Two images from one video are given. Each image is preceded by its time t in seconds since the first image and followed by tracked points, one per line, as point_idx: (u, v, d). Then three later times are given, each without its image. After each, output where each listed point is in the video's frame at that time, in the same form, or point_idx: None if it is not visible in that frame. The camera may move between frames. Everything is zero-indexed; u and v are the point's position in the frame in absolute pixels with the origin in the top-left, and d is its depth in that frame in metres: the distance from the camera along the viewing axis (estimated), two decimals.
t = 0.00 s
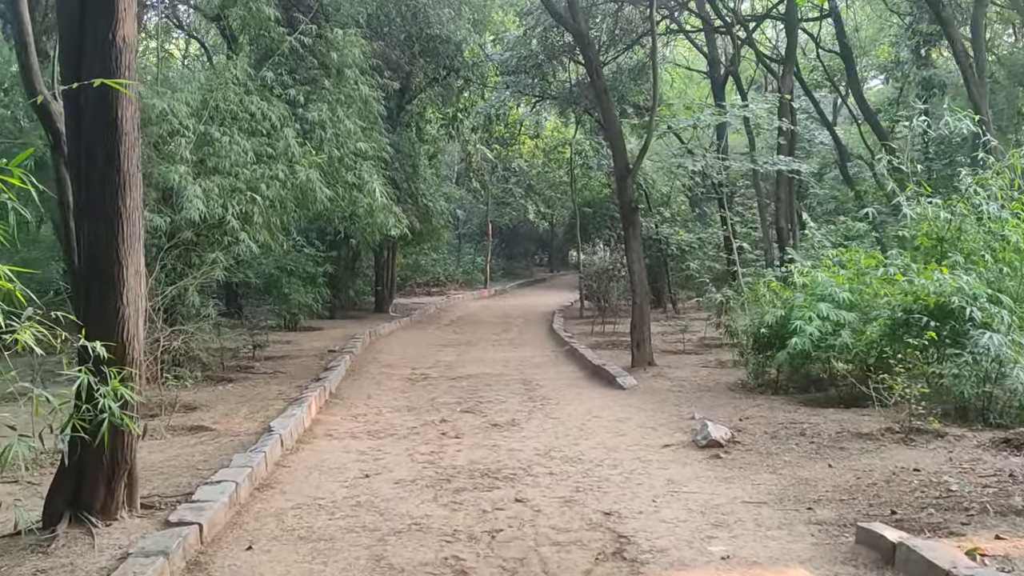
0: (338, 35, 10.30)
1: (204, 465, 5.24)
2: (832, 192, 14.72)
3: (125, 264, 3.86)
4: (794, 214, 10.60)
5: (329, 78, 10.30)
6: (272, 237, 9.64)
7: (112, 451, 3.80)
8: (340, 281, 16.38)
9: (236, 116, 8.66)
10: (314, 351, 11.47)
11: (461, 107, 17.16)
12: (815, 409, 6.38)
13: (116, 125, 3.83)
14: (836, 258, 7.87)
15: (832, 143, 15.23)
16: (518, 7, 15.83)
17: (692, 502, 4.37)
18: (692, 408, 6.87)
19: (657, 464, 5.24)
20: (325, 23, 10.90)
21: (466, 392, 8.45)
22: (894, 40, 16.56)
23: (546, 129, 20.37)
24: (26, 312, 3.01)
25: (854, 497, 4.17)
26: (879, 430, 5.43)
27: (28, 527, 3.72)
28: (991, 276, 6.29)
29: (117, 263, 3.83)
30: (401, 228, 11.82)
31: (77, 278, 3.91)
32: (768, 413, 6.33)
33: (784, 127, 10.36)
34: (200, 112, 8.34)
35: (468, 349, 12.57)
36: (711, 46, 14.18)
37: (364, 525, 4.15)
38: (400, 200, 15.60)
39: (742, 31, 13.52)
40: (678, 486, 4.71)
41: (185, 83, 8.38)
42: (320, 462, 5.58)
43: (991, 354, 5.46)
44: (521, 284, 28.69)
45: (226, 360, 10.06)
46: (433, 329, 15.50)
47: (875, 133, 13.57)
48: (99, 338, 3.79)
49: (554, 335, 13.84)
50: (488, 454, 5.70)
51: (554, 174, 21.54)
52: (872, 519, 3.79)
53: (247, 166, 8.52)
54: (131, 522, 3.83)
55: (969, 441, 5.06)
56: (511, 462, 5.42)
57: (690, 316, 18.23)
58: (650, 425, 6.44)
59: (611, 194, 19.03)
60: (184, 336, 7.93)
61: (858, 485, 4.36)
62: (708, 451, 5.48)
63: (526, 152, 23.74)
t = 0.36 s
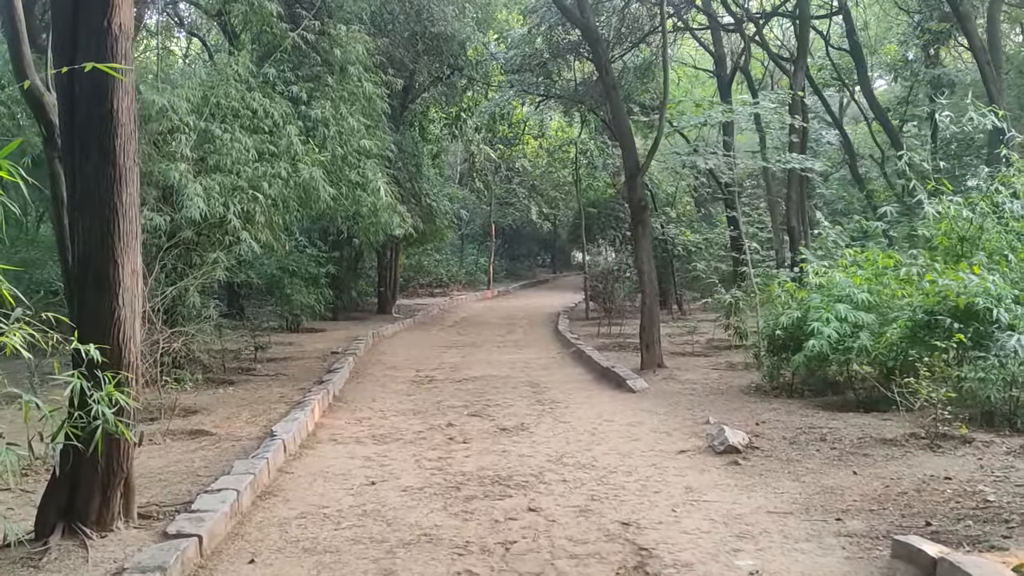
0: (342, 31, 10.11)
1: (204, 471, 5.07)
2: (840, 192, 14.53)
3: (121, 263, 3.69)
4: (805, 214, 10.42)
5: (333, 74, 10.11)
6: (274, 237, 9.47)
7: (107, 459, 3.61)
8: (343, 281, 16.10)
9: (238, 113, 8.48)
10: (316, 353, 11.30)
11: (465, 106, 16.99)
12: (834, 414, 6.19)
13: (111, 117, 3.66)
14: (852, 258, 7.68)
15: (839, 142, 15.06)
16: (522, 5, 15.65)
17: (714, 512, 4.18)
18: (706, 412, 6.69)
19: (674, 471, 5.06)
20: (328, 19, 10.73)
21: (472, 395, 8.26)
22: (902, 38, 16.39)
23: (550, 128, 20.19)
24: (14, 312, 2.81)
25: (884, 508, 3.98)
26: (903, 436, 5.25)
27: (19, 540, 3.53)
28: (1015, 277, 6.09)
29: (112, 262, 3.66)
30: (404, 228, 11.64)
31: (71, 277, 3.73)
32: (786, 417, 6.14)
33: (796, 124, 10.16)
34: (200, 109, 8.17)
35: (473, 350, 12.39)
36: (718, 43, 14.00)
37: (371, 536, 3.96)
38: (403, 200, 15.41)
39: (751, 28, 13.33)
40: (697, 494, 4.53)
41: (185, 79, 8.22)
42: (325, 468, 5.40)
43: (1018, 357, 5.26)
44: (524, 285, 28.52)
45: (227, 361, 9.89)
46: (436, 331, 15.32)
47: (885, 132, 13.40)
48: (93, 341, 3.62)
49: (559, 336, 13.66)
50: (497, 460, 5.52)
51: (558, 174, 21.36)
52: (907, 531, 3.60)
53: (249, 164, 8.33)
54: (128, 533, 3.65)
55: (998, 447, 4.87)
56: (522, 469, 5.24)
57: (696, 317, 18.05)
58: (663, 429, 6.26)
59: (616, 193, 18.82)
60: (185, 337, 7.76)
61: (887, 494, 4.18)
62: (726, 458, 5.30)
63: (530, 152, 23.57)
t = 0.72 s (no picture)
0: (345, 28, 9.94)
1: (204, 480, 4.89)
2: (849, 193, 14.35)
3: (115, 263, 3.51)
4: (816, 214, 10.23)
5: (336, 71, 9.92)
6: (276, 238, 9.29)
7: (101, 469, 3.43)
8: (344, 283, 15.88)
9: (238, 111, 8.30)
10: (318, 355, 11.11)
11: (468, 106, 16.81)
12: (854, 419, 6.00)
13: (106, 109, 3.47)
14: (870, 259, 7.47)
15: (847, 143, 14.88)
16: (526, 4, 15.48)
17: (736, 524, 3.99)
18: (719, 416, 6.50)
19: (691, 480, 4.87)
20: (330, 16, 10.56)
21: (478, 399, 8.08)
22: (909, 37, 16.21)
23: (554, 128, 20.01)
24: None
25: (916, 521, 3.80)
26: (929, 443, 5.07)
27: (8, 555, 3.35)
28: None
29: (107, 263, 3.48)
30: (407, 228, 11.46)
31: (63, 279, 3.55)
32: (804, 423, 5.95)
33: (808, 122, 9.95)
34: (200, 107, 8.00)
35: (477, 353, 12.20)
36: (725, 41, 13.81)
37: (379, 549, 3.78)
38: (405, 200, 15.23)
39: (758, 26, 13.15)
40: (718, 505, 4.34)
41: (185, 76, 8.06)
42: (328, 476, 5.22)
43: None
44: (526, 286, 28.33)
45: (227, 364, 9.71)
46: (440, 332, 15.13)
47: (894, 132, 13.23)
48: (87, 346, 3.44)
49: (564, 338, 13.47)
50: (507, 467, 5.34)
51: (562, 174, 21.18)
52: (944, 547, 3.41)
53: (250, 163, 8.14)
54: (122, 548, 3.47)
55: None
56: (533, 477, 5.05)
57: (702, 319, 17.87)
58: (677, 435, 6.07)
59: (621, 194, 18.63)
60: (185, 340, 7.58)
61: (919, 505, 3.99)
62: (744, 465, 5.11)
63: (532, 152, 23.40)
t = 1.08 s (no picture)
0: (346, 23, 9.76)
1: (198, 487, 4.71)
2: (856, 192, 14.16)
3: (102, 260, 3.32)
4: (824, 213, 10.05)
5: (336, 68, 9.74)
6: (274, 237, 9.10)
7: (86, 477, 3.25)
8: (344, 283, 15.68)
9: (236, 106, 8.12)
10: (318, 357, 10.92)
11: (470, 105, 16.64)
12: (870, 423, 5.82)
13: (92, 98, 3.29)
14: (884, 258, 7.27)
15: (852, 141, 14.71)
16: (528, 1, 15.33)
17: (755, 535, 3.81)
18: (730, 420, 6.32)
19: (705, 487, 4.69)
20: (330, 12, 10.38)
21: (481, 401, 7.89)
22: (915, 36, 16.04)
23: (556, 128, 19.85)
24: None
25: (945, 531, 3.61)
26: (952, 448, 4.89)
27: None
28: None
29: (93, 259, 3.29)
30: (409, 228, 11.28)
31: (47, 276, 3.37)
32: (818, 427, 5.77)
33: (817, 119, 9.76)
34: (196, 103, 7.84)
35: (479, 354, 12.02)
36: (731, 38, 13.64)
37: (380, 561, 3.60)
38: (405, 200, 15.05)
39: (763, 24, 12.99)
40: (734, 513, 4.16)
41: (181, 71, 7.91)
42: (327, 482, 5.04)
43: None
44: (527, 287, 28.15)
45: (225, 366, 9.54)
46: (441, 334, 14.95)
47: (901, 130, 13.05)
48: (71, 348, 3.26)
49: (567, 340, 13.28)
50: (513, 473, 5.16)
51: (564, 174, 21.00)
52: (978, 560, 3.23)
53: (248, 160, 7.95)
54: (109, 561, 3.29)
55: None
56: (540, 484, 4.86)
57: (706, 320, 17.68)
58: (687, 439, 5.89)
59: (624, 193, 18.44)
60: (181, 341, 7.42)
61: (947, 515, 3.81)
62: (758, 471, 4.93)
63: (534, 152, 23.24)
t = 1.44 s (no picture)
0: (344, 19, 9.56)
1: (189, 500, 4.51)
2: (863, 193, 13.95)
3: (83, 262, 3.12)
4: (834, 213, 9.84)
5: (334, 65, 9.53)
6: (272, 237, 8.89)
7: (66, 494, 3.04)
8: (344, 285, 15.47)
9: (232, 104, 7.92)
10: (316, 360, 10.71)
11: (470, 104, 16.43)
12: (888, 431, 5.61)
13: (71, 89, 3.08)
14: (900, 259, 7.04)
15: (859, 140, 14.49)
16: None
17: (776, 552, 3.61)
18: (742, 427, 6.11)
19: (719, 499, 4.49)
20: (329, 8, 10.16)
21: (483, 407, 7.68)
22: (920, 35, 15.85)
23: (557, 128, 19.66)
24: None
25: (979, 550, 3.41)
26: (976, 458, 4.69)
27: None
28: None
29: (73, 261, 3.09)
30: (410, 228, 11.07)
31: (26, 280, 3.17)
32: (834, 435, 5.56)
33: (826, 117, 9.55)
34: (190, 101, 7.65)
35: (480, 357, 11.81)
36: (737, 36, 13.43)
37: None
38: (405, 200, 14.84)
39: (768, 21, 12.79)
40: (752, 528, 3.95)
41: (175, 67, 7.71)
42: (324, 493, 4.84)
43: None
44: (528, 289, 27.97)
45: (221, 370, 9.34)
46: (442, 336, 14.74)
47: (909, 129, 12.84)
48: (50, 356, 3.06)
49: (570, 342, 13.07)
50: (518, 484, 4.95)
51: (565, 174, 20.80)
52: None
53: (244, 159, 7.75)
54: None
55: None
56: (546, 496, 4.66)
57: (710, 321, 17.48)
58: (698, 448, 5.69)
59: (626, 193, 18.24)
60: (175, 345, 7.22)
61: (979, 532, 3.60)
62: (774, 483, 4.72)
63: (535, 153, 23.06)
